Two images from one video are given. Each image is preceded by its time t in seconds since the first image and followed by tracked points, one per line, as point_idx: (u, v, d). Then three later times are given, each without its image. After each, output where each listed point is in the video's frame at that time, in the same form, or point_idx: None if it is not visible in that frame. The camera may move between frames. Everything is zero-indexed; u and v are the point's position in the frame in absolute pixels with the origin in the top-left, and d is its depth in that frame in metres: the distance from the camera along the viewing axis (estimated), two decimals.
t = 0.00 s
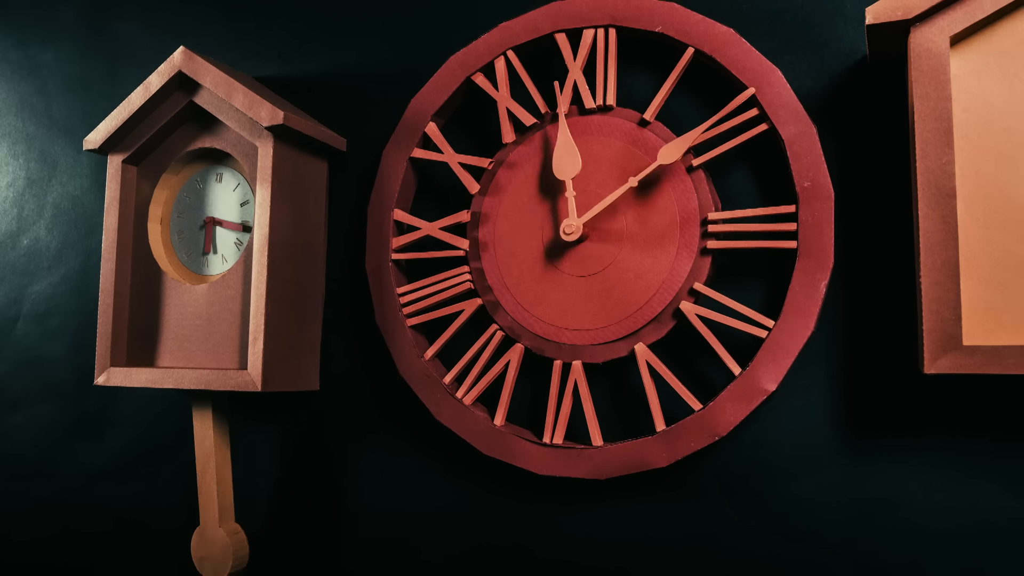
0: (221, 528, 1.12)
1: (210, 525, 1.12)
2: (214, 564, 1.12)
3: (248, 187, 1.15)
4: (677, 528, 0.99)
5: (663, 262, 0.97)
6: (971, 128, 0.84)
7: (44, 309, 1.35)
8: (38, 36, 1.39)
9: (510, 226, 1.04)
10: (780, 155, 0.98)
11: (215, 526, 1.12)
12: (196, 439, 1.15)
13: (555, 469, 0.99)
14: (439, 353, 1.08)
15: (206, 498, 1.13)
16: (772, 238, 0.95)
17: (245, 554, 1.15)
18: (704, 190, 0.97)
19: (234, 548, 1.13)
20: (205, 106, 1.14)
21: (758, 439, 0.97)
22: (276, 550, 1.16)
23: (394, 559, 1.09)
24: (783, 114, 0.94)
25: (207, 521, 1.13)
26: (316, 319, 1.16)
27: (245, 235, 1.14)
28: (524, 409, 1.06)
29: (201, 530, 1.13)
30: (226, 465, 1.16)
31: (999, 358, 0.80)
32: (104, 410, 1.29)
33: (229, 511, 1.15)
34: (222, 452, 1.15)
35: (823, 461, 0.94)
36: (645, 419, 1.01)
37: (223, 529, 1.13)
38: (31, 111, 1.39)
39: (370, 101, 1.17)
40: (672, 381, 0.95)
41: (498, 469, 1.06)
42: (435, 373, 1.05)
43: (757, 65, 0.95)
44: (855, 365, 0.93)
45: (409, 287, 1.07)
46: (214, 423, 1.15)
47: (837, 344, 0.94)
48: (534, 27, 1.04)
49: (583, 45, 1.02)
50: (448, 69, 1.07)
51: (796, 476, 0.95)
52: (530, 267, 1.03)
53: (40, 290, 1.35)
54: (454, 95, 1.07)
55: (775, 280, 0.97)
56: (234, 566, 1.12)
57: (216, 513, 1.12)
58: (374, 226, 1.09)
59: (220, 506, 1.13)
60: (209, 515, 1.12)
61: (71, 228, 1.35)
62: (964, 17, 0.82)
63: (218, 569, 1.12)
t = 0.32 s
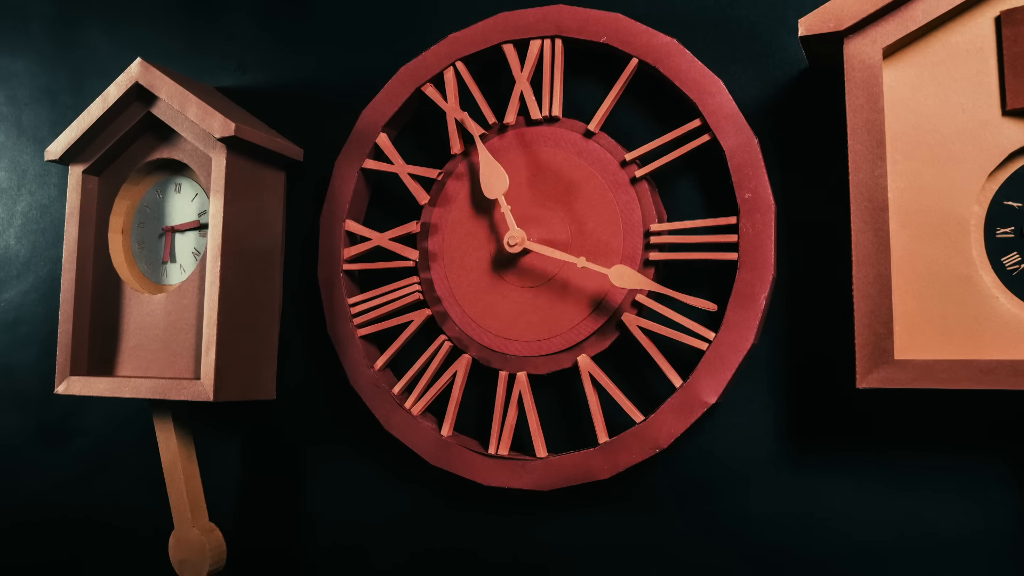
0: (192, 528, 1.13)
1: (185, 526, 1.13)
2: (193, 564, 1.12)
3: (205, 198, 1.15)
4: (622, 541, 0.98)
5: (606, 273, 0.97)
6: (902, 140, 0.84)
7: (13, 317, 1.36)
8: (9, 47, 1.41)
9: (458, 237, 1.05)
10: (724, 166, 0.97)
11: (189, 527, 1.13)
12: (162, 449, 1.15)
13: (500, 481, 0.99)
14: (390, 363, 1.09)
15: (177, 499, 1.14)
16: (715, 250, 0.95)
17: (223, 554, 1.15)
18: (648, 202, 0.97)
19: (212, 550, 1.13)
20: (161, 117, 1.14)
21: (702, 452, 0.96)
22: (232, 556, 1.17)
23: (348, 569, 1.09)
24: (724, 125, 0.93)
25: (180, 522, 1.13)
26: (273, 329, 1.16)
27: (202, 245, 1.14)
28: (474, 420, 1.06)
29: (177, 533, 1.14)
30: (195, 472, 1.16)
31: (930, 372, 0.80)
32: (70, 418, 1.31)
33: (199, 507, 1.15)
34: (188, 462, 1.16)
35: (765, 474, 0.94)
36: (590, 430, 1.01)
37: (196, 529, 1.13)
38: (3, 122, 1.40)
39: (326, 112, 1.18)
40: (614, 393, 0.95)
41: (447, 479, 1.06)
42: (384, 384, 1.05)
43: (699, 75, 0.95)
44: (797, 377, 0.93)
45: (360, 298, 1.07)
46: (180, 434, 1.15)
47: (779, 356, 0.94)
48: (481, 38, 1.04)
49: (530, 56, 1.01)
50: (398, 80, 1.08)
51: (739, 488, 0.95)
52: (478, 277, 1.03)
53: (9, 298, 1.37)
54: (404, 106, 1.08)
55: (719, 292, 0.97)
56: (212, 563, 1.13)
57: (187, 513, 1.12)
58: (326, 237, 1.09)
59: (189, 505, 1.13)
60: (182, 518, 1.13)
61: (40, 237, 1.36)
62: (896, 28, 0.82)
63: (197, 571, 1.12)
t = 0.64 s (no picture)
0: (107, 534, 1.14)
1: (100, 531, 1.14)
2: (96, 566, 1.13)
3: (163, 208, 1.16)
4: (565, 553, 0.98)
5: (548, 285, 0.97)
6: (834, 153, 0.83)
7: None
8: None
9: (405, 249, 1.05)
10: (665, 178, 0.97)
11: (102, 537, 1.13)
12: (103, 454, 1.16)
13: (443, 493, 0.99)
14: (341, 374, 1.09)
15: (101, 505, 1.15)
16: (655, 263, 0.95)
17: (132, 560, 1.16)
18: (589, 214, 0.97)
19: (118, 557, 1.14)
20: (118, 129, 1.15)
21: (643, 465, 0.96)
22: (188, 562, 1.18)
23: None
24: (664, 137, 0.93)
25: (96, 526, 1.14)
26: (230, 339, 1.17)
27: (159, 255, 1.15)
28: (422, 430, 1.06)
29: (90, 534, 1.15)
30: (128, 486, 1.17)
31: (856, 389, 0.79)
32: (35, 426, 1.32)
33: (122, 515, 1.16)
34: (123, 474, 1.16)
35: (705, 487, 0.93)
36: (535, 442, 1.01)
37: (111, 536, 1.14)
38: None
39: (282, 123, 1.18)
40: (554, 406, 0.94)
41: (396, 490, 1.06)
42: (333, 395, 1.06)
43: (638, 87, 0.94)
44: (736, 390, 0.93)
45: (310, 308, 1.08)
46: (123, 446, 1.16)
47: (718, 370, 0.94)
48: (429, 50, 1.04)
49: (475, 68, 1.01)
50: (347, 92, 1.08)
51: (680, 501, 0.94)
52: (424, 290, 1.03)
53: None
54: (354, 117, 1.08)
55: (661, 304, 0.97)
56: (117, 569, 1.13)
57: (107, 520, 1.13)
58: (277, 248, 1.10)
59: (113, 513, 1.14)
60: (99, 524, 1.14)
61: (8, 247, 1.38)
62: (826, 40, 0.81)
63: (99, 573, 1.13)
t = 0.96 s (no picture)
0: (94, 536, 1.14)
1: (85, 534, 1.15)
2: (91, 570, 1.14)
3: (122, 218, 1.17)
4: (509, 563, 0.98)
5: (491, 295, 0.97)
6: (765, 164, 0.83)
7: None
8: None
9: (354, 258, 1.05)
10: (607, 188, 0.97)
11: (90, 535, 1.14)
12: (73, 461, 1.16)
13: (388, 501, 1.00)
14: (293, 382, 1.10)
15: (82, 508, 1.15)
16: (596, 273, 0.95)
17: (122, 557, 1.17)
18: (531, 223, 0.97)
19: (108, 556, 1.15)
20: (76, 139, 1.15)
21: (585, 475, 0.96)
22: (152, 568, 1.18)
23: None
24: (603, 147, 0.93)
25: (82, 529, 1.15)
26: (189, 346, 1.18)
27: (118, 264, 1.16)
28: (372, 439, 1.07)
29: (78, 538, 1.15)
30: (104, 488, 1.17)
31: (783, 402, 0.79)
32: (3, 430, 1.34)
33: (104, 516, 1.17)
34: (99, 479, 1.17)
35: (645, 498, 0.93)
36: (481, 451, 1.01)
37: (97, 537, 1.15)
38: None
39: (239, 132, 1.19)
40: (495, 416, 0.95)
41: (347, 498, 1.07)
42: (283, 404, 1.06)
43: (579, 97, 0.94)
44: (675, 401, 0.92)
45: (262, 317, 1.09)
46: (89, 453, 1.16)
47: (658, 380, 0.93)
48: (377, 60, 1.05)
49: (422, 78, 1.02)
50: (299, 101, 1.09)
51: (620, 512, 0.94)
52: (372, 299, 1.04)
53: None
54: (305, 127, 1.09)
55: (603, 314, 0.97)
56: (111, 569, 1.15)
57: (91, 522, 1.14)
58: (231, 257, 1.11)
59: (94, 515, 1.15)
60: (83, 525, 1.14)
61: None
62: (755, 50, 0.81)
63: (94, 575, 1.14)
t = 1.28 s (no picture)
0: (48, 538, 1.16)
1: (39, 535, 1.16)
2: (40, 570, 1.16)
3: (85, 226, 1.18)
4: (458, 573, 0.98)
5: (439, 305, 0.97)
6: (702, 176, 0.83)
7: None
8: None
9: (309, 268, 1.06)
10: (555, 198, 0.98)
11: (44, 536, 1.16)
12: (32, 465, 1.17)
13: (340, 509, 1.00)
14: (251, 390, 1.11)
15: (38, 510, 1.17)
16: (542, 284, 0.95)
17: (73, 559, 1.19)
18: (479, 233, 0.97)
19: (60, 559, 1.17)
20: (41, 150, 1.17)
21: (532, 486, 0.96)
22: None
23: None
24: (548, 157, 0.93)
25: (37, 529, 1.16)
26: (153, 354, 1.19)
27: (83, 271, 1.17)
28: (328, 447, 1.07)
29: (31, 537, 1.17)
30: (63, 490, 1.19)
31: (715, 414, 0.79)
32: None
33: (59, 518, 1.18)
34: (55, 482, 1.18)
35: (589, 509, 0.93)
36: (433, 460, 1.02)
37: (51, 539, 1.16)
38: None
39: (203, 142, 1.20)
40: (442, 425, 0.95)
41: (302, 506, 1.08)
42: (240, 412, 1.07)
43: (525, 108, 0.94)
44: (619, 411, 0.93)
45: (220, 326, 1.10)
46: (50, 460, 1.17)
47: (603, 391, 0.94)
48: (330, 71, 1.05)
49: (374, 89, 1.03)
50: (256, 112, 1.10)
51: (566, 522, 0.94)
52: (326, 308, 1.04)
53: None
54: (263, 137, 1.10)
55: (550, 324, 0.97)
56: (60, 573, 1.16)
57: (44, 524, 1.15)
58: (190, 266, 1.12)
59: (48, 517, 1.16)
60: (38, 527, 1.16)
61: None
62: (688, 63, 0.81)
63: None
